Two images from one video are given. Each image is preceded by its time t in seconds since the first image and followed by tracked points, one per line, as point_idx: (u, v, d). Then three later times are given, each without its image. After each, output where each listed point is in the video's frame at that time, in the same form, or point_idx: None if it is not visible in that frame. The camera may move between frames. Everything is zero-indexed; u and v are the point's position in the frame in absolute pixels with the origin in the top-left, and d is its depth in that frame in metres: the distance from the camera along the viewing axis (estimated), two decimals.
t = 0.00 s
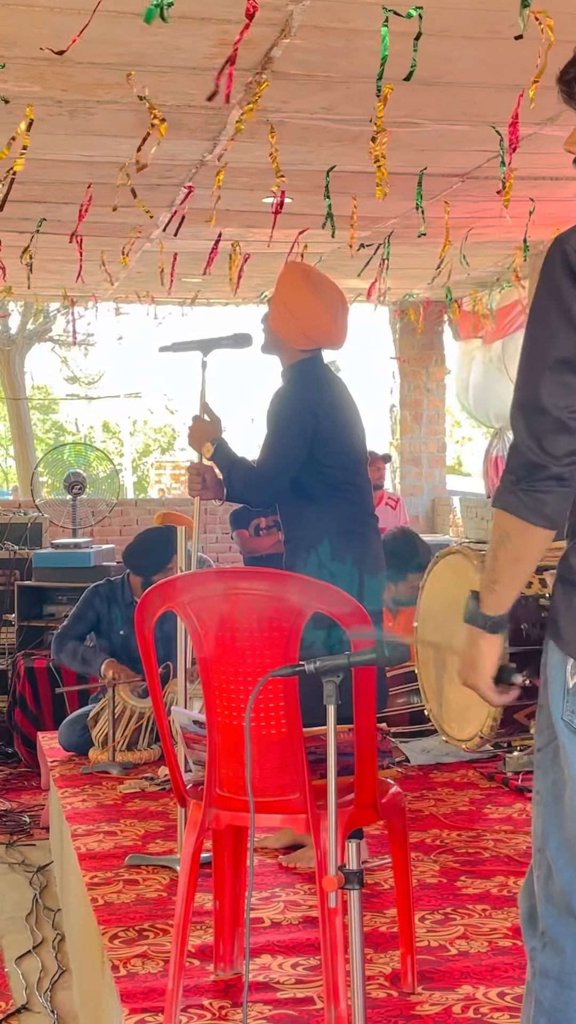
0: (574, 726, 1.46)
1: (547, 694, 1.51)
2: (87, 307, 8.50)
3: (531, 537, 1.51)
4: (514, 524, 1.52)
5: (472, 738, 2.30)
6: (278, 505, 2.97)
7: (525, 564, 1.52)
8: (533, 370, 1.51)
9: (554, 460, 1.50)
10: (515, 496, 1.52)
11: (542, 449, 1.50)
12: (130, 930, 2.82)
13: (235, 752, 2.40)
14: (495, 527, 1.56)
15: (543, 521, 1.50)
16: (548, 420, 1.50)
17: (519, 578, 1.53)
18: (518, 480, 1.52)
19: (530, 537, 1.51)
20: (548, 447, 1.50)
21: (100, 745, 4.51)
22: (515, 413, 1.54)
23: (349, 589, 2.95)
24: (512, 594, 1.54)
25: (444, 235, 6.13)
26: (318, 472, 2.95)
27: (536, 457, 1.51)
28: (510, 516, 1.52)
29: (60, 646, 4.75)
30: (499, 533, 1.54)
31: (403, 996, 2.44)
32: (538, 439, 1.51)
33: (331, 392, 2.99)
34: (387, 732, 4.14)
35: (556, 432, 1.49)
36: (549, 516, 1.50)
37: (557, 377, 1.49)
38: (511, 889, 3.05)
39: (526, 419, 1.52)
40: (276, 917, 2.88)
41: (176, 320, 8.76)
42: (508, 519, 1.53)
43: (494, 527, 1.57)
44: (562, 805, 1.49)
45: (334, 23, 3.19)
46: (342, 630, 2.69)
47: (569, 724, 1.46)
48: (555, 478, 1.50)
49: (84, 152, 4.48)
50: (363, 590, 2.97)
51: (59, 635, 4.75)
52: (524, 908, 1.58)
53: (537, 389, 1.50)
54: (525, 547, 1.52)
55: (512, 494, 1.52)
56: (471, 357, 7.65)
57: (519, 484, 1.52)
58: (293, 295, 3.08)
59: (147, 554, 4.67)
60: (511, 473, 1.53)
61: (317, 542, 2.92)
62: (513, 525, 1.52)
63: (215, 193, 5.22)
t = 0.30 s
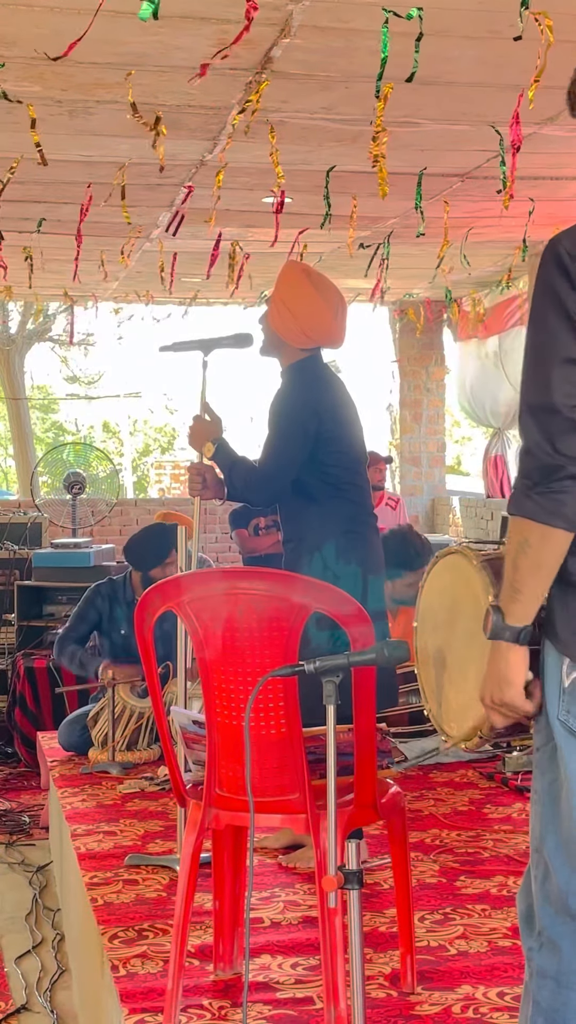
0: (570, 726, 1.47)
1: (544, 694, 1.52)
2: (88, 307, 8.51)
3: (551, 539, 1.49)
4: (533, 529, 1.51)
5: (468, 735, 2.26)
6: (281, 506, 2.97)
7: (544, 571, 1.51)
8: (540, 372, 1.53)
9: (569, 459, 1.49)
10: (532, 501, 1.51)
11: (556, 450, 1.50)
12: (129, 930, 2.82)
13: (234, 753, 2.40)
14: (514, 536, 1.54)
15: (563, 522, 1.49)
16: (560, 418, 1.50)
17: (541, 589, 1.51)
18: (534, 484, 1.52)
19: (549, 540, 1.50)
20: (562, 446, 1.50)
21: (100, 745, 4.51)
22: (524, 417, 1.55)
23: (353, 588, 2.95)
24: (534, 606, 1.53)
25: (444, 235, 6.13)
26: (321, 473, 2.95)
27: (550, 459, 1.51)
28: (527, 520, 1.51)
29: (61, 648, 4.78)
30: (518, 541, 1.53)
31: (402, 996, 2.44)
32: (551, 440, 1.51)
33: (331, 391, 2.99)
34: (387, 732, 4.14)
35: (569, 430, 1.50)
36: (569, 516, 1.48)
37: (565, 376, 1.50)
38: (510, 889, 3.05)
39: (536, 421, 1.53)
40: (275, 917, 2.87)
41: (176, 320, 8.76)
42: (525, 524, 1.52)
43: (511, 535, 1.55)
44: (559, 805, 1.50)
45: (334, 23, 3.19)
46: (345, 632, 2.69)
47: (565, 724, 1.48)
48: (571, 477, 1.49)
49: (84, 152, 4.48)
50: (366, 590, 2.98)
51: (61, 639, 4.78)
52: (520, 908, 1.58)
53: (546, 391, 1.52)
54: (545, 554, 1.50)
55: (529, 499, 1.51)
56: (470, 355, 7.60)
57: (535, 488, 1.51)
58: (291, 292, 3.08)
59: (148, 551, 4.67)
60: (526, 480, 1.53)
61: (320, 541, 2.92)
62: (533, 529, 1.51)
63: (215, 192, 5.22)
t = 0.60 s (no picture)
0: (570, 726, 1.47)
1: (544, 694, 1.52)
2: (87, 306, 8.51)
3: (528, 533, 1.52)
4: (511, 522, 1.53)
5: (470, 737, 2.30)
6: (283, 505, 2.97)
7: (523, 566, 1.53)
8: (526, 365, 1.54)
9: (548, 455, 1.52)
10: (510, 493, 1.52)
11: (534, 443, 1.52)
12: (129, 930, 2.82)
13: (234, 752, 2.40)
14: (493, 529, 1.56)
15: (538, 517, 1.51)
16: (542, 413, 1.52)
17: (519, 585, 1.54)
18: (513, 477, 1.53)
19: (527, 533, 1.52)
20: (541, 441, 1.52)
21: (99, 745, 4.51)
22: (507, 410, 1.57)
23: (354, 588, 2.95)
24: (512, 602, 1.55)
25: (443, 235, 6.14)
26: (322, 472, 2.94)
27: (529, 452, 1.53)
28: (507, 514, 1.53)
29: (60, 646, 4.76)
30: (498, 533, 1.55)
31: (402, 996, 2.44)
32: (530, 433, 1.53)
33: (332, 391, 2.99)
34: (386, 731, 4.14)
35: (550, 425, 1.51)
36: (546, 510, 1.50)
37: (550, 370, 1.52)
38: (510, 889, 3.05)
39: (518, 413, 1.55)
40: (275, 917, 2.87)
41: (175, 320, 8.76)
42: (504, 517, 1.54)
43: (492, 528, 1.57)
44: (559, 805, 1.49)
45: (334, 23, 3.19)
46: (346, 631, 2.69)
47: (564, 724, 1.47)
48: (549, 472, 1.51)
49: (83, 152, 4.48)
50: (367, 590, 2.98)
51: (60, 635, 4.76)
52: (522, 908, 1.58)
53: (530, 385, 1.53)
54: (524, 547, 1.53)
55: (506, 492, 1.53)
56: (467, 352, 7.60)
57: (513, 481, 1.53)
58: (291, 293, 3.08)
59: (138, 538, 4.82)
60: (505, 472, 1.55)
61: (321, 540, 2.92)
62: (510, 522, 1.53)
63: (214, 192, 5.22)
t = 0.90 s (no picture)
0: (571, 726, 1.46)
1: (545, 694, 1.52)
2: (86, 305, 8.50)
3: (530, 532, 1.53)
4: (513, 520, 1.54)
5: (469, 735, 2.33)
6: (283, 505, 2.97)
7: (522, 562, 1.54)
8: (531, 365, 1.54)
9: (554, 453, 1.52)
10: (515, 493, 1.53)
11: (541, 442, 1.53)
12: (129, 931, 2.82)
13: (233, 752, 2.40)
14: (489, 525, 1.57)
15: (542, 516, 1.52)
16: (548, 413, 1.52)
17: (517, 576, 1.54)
18: (519, 476, 1.53)
19: (527, 531, 1.53)
20: (547, 440, 1.53)
21: (99, 745, 4.50)
22: (512, 409, 1.57)
23: (354, 587, 2.95)
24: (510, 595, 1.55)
25: (443, 235, 6.14)
26: (322, 472, 2.94)
27: (537, 452, 1.53)
28: (510, 511, 1.53)
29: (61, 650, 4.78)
30: (497, 531, 1.55)
31: (401, 996, 2.44)
32: (537, 433, 1.53)
33: (332, 391, 2.99)
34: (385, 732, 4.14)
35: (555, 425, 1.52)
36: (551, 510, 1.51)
37: (554, 371, 1.52)
38: (509, 889, 3.05)
39: (525, 412, 1.55)
40: (274, 917, 2.87)
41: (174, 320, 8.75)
42: (507, 515, 1.54)
43: (488, 523, 1.57)
44: (559, 805, 1.50)
45: (333, 23, 3.19)
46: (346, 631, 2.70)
47: (566, 724, 1.47)
48: (556, 470, 1.52)
49: (83, 152, 4.48)
50: (367, 589, 2.98)
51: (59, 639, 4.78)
52: (522, 909, 1.58)
53: (536, 385, 1.53)
54: (523, 546, 1.54)
55: (512, 491, 1.53)
56: (465, 352, 7.61)
57: (519, 480, 1.53)
58: (291, 293, 3.09)
59: (137, 538, 4.82)
60: (510, 471, 1.55)
61: (324, 539, 2.92)
62: (512, 521, 1.54)
63: (214, 192, 5.22)
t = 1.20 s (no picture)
0: (568, 726, 1.47)
1: (543, 694, 1.52)
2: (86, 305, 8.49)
3: (540, 533, 1.51)
4: (522, 523, 1.52)
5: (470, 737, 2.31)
6: (281, 505, 2.97)
7: (534, 563, 1.52)
8: (530, 367, 1.54)
9: (557, 452, 1.52)
10: (522, 493, 1.52)
11: (544, 442, 1.53)
12: (128, 931, 2.82)
13: (233, 752, 2.40)
14: (499, 530, 1.56)
15: (551, 515, 1.50)
16: (550, 412, 1.52)
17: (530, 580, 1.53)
18: (524, 477, 1.53)
19: (538, 531, 1.51)
20: (551, 439, 1.52)
21: (98, 745, 4.50)
22: (515, 411, 1.57)
23: (353, 587, 2.95)
24: (524, 599, 1.54)
25: (442, 235, 6.14)
26: (321, 472, 2.94)
27: (541, 452, 1.53)
28: (517, 512, 1.52)
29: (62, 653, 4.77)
30: (506, 534, 1.54)
31: (401, 996, 2.44)
32: (540, 432, 1.53)
33: (331, 391, 2.99)
34: (385, 732, 4.14)
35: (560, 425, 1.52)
36: (559, 508, 1.50)
37: (554, 370, 1.52)
38: (509, 890, 3.05)
39: (527, 412, 1.55)
40: (274, 918, 2.87)
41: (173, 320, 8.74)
42: (516, 517, 1.53)
43: (499, 528, 1.56)
44: (557, 805, 1.50)
45: (333, 24, 3.19)
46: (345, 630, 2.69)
47: (563, 724, 1.47)
48: (561, 469, 1.51)
49: (82, 152, 4.48)
50: (367, 589, 2.98)
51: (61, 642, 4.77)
52: (521, 909, 1.58)
53: (537, 385, 1.53)
54: (535, 547, 1.52)
55: (518, 491, 1.53)
56: (463, 355, 7.56)
57: (525, 480, 1.53)
58: (290, 293, 3.09)
59: (136, 540, 4.82)
60: (517, 473, 1.54)
61: (322, 539, 2.92)
62: (520, 521, 1.52)
63: (213, 193, 5.22)
